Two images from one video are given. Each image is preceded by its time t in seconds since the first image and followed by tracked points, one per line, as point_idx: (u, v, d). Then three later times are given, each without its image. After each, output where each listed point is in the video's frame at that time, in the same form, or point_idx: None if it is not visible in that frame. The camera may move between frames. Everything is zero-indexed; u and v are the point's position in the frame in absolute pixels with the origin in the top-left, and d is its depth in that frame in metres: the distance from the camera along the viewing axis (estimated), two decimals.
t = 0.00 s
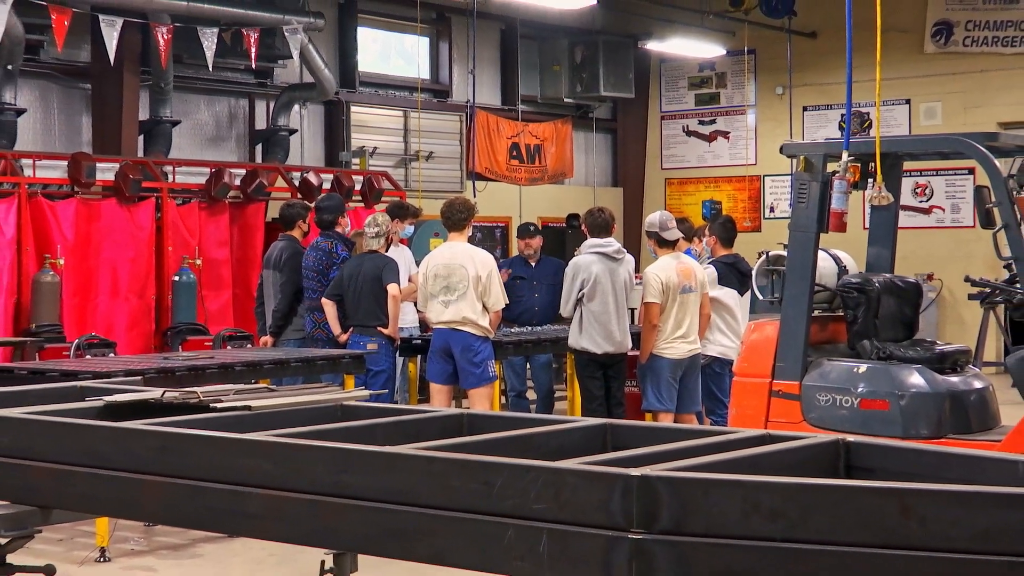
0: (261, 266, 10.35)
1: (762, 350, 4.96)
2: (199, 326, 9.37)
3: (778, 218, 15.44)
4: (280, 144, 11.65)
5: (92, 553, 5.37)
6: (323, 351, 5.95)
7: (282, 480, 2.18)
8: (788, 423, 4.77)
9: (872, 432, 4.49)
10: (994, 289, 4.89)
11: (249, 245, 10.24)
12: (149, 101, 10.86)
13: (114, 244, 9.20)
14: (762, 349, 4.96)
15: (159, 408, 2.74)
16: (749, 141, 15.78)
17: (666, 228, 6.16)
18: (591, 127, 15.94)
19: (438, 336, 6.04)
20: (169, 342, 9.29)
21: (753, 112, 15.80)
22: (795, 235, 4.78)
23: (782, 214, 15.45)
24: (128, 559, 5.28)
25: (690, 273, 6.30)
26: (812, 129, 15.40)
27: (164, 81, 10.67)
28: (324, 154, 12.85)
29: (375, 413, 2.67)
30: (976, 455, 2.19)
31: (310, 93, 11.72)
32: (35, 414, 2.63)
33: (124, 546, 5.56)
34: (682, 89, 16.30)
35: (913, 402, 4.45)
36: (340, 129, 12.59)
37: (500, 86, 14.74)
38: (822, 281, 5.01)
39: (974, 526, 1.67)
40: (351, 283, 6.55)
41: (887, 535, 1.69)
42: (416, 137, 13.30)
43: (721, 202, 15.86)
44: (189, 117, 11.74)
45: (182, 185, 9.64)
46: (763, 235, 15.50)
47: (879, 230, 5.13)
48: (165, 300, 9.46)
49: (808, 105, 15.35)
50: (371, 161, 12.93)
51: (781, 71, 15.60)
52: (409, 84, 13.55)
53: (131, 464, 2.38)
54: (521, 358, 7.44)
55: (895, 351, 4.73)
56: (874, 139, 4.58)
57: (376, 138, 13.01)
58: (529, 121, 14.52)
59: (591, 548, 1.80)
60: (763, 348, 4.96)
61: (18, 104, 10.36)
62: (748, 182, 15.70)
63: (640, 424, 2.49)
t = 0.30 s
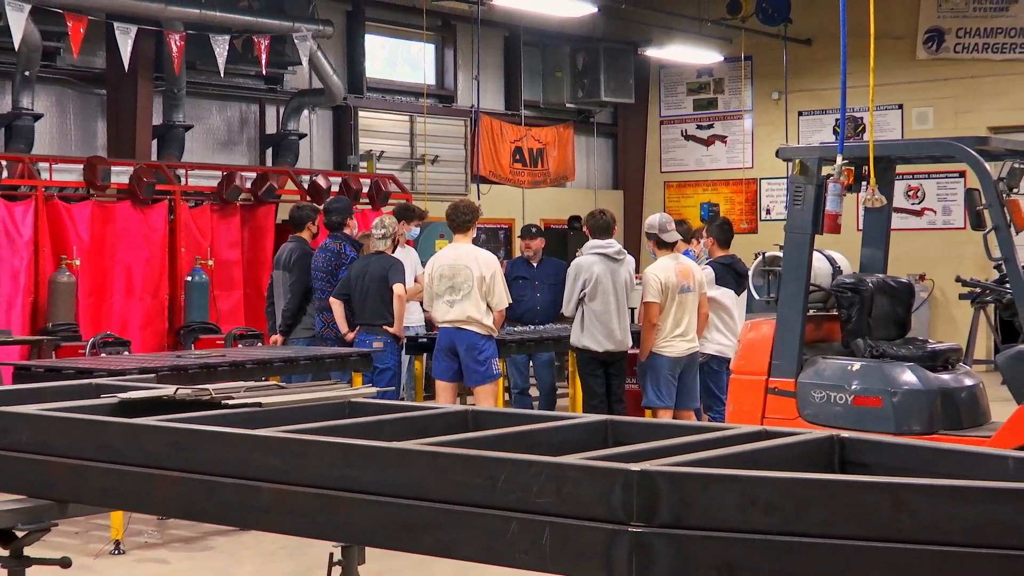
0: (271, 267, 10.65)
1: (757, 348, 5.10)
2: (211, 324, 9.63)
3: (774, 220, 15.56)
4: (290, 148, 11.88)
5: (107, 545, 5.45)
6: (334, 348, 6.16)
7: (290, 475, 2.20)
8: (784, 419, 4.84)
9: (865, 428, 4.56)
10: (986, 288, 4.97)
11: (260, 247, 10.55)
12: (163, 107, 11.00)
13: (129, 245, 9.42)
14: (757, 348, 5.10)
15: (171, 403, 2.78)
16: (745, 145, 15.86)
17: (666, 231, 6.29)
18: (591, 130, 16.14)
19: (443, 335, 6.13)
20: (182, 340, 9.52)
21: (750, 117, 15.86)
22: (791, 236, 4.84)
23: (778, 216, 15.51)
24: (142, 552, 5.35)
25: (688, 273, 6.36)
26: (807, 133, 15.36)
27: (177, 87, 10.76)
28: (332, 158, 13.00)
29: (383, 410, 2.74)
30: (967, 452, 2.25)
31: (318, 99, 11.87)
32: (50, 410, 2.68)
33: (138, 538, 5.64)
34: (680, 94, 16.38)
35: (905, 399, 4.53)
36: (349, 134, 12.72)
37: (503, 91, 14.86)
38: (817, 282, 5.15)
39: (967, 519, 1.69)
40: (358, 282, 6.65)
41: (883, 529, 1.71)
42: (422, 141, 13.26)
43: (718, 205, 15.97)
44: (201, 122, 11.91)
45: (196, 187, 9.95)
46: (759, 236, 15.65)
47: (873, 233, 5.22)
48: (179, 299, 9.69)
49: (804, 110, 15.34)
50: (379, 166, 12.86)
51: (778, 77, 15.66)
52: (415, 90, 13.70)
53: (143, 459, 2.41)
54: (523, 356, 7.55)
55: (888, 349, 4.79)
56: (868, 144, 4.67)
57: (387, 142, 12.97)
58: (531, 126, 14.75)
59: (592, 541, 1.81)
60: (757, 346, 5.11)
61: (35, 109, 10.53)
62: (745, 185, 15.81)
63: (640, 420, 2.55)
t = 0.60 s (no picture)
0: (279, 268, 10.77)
1: (752, 347, 5.20)
2: (220, 323, 9.73)
3: (768, 221, 15.70)
4: (297, 152, 11.97)
5: (119, 538, 5.53)
6: (340, 347, 6.29)
7: (295, 469, 2.19)
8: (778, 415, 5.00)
9: (856, 424, 4.74)
10: (973, 288, 5.08)
11: (267, 249, 10.67)
12: (173, 111, 11.11)
13: (141, 247, 9.53)
14: (752, 347, 5.20)
15: (182, 400, 2.82)
16: (740, 148, 16.00)
17: (663, 232, 6.43)
18: (590, 135, 16.31)
19: (446, 333, 6.20)
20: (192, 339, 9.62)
21: (745, 121, 16.01)
22: (784, 238, 4.97)
23: (772, 218, 15.70)
24: (154, 544, 5.43)
25: (684, 273, 6.43)
26: (800, 137, 15.63)
27: (188, 92, 10.94)
28: (338, 161, 13.10)
29: (388, 407, 2.81)
30: (957, 447, 2.30)
31: (324, 105, 11.96)
32: (63, 406, 2.71)
33: (149, 532, 5.72)
34: (676, 100, 16.43)
35: (895, 396, 4.72)
36: (354, 139, 12.82)
37: (504, 96, 14.94)
38: (810, 283, 5.32)
39: (954, 512, 1.65)
40: (363, 282, 6.71)
41: (874, 524, 1.67)
42: (425, 145, 13.37)
43: (713, 207, 16.11)
44: (210, 127, 11.99)
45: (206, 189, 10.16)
46: (754, 238, 15.76)
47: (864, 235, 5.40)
48: (189, 299, 9.81)
49: (796, 115, 15.60)
50: (383, 170, 12.98)
51: (771, 83, 15.84)
52: (418, 95, 13.75)
53: (156, 455, 2.42)
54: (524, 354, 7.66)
55: (879, 348, 4.99)
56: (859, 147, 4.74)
57: (391, 146, 13.06)
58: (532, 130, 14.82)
59: (592, 535, 1.80)
60: (753, 345, 5.21)
61: (50, 115, 10.62)
62: (739, 188, 15.98)
63: (639, 417, 2.61)
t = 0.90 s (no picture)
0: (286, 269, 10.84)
1: (746, 345, 5.29)
2: (229, 322, 9.80)
3: (761, 223, 15.81)
4: (303, 156, 12.06)
5: (130, 531, 5.60)
6: (345, 345, 6.36)
7: (300, 464, 2.22)
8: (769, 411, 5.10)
9: (847, 420, 4.84)
10: (959, 288, 5.18)
11: (274, 249, 10.73)
12: (183, 116, 11.22)
13: (151, 248, 9.64)
14: (746, 345, 5.29)
15: (191, 397, 2.88)
16: (734, 152, 16.10)
17: (659, 234, 6.45)
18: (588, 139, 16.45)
19: (448, 332, 6.28)
20: (200, 338, 9.69)
21: (738, 126, 16.10)
22: (776, 239, 5.04)
23: (765, 221, 15.81)
24: (164, 537, 5.51)
25: (680, 274, 6.52)
26: (792, 141, 15.62)
27: (197, 97, 11.05)
28: (344, 165, 13.18)
29: (391, 404, 2.88)
30: (944, 443, 2.36)
31: (330, 110, 12.04)
32: (77, 403, 2.76)
33: (159, 524, 5.79)
34: (671, 104, 16.55)
35: (885, 393, 4.81)
36: (359, 143, 12.90)
37: (504, 100, 15.04)
38: (802, 282, 5.37)
39: (942, 507, 1.67)
40: (368, 282, 6.78)
41: (865, 516, 1.69)
42: (428, 149, 13.50)
43: (708, 209, 16.20)
44: (219, 131, 12.08)
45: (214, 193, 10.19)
46: (747, 239, 15.88)
47: (853, 236, 5.53)
48: (198, 299, 9.92)
49: (788, 120, 15.65)
50: (387, 173, 13.10)
51: (763, 88, 15.90)
52: (421, 100, 13.85)
53: (165, 450, 2.45)
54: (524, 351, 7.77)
55: (869, 346, 5.13)
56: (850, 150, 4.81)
57: (394, 150, 13.17)
58: (532, 135, 14.81)
59: (588, 528, 1.81)
60: (746, 343, 5.30)
61: (63, 120, 10.71)
62: (733, 192, 16.05)
63: (634, 413, 2.68)
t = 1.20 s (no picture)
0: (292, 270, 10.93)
1: (739, 344, 5.36)
2: (237, 321, 9.94)
3: (754, 225, 15.97)
4: (309, 160, 12.14)
5: (141, 524, 5.69)
6: (349, 343, 6.42)
7: (308, 459, 2.27)
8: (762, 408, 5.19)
9: (839, 416, 4.94)
10: (946, 288, 5.29)
11: (281, 250, 10.81)
12: (193, 121, 11.28)
13: (163, 248, 9.73)
14: (739, 343, 5.36)
15: (200, 394, 2.94)
16: (728, 156, 16.23)
17: (655, 235, 6.53)
18: (586, 143, 16.55)
19: (450, 330, 6.35)
20: (209, 336, 9.84)
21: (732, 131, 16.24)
22: (770, 240, 5.17)
23: (758, 223, 15.93)
24: (174, 530, 5.59)
25: (675, 274, 6.59)
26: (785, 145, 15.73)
27: (206, 103, 11.12)
28: (349, 168, 13.27)
29: (395, 401, 2.95)
30: (932, 439, 2.42)
31: (335, 115, 12.16)
32: (91, 400, 2.82)
33: (170, 518, 5.87)
34: (667, 110, 16.65)
35: (875, 391, 4.92)
36: (363, 147, 12.96)
37: (505, 105, 15.13)
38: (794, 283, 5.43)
39: (929, 502, 1.73)
40: (373, 282, 6.89)
41: (854, 510, 1.75)
42: (430, 153, 13.59)
43: (702, 212, 16.33)
44: (228, 136, 12.17)
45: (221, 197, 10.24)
46: (741, 241, 16.04)
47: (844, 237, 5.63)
48: (207, 298, 10.05)
49: (781, 125, 15.77)
50: (391, 177, 13.18)
51: (757, 94, 16.04)
52: (424, 105, 13.93)
53: (176, 446, 2.51)
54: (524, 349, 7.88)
55: (859, 344, 5.22)
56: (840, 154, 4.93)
57: (398, 154, 13.27)
58: (531, 139, 14.83)
59: (587, 521, 1.87)
60: (739, 342, 5.36)
61: (76, 125, 10.80)
62: (727, 194, 16.19)
63: (631, 411, 2.75)
